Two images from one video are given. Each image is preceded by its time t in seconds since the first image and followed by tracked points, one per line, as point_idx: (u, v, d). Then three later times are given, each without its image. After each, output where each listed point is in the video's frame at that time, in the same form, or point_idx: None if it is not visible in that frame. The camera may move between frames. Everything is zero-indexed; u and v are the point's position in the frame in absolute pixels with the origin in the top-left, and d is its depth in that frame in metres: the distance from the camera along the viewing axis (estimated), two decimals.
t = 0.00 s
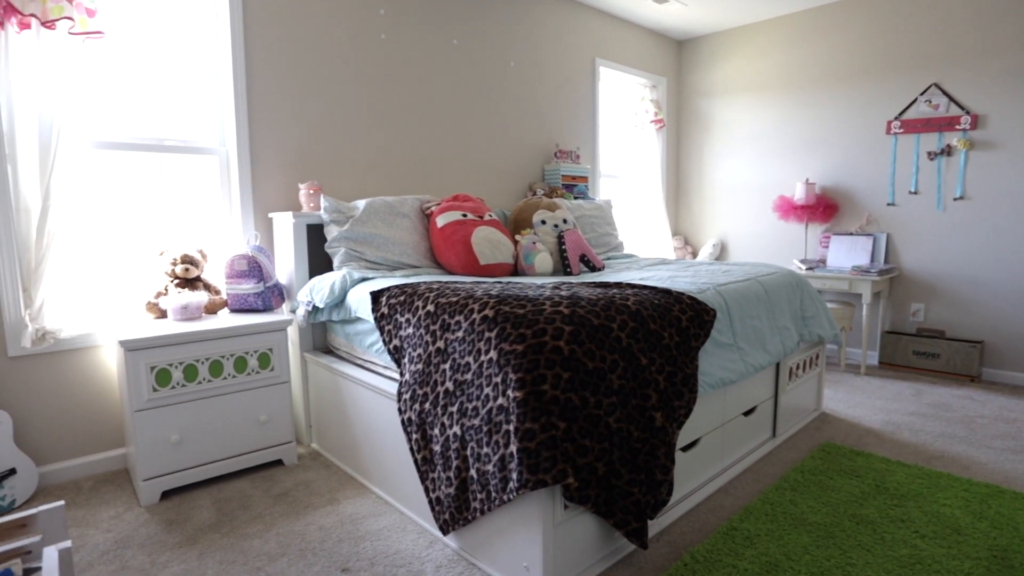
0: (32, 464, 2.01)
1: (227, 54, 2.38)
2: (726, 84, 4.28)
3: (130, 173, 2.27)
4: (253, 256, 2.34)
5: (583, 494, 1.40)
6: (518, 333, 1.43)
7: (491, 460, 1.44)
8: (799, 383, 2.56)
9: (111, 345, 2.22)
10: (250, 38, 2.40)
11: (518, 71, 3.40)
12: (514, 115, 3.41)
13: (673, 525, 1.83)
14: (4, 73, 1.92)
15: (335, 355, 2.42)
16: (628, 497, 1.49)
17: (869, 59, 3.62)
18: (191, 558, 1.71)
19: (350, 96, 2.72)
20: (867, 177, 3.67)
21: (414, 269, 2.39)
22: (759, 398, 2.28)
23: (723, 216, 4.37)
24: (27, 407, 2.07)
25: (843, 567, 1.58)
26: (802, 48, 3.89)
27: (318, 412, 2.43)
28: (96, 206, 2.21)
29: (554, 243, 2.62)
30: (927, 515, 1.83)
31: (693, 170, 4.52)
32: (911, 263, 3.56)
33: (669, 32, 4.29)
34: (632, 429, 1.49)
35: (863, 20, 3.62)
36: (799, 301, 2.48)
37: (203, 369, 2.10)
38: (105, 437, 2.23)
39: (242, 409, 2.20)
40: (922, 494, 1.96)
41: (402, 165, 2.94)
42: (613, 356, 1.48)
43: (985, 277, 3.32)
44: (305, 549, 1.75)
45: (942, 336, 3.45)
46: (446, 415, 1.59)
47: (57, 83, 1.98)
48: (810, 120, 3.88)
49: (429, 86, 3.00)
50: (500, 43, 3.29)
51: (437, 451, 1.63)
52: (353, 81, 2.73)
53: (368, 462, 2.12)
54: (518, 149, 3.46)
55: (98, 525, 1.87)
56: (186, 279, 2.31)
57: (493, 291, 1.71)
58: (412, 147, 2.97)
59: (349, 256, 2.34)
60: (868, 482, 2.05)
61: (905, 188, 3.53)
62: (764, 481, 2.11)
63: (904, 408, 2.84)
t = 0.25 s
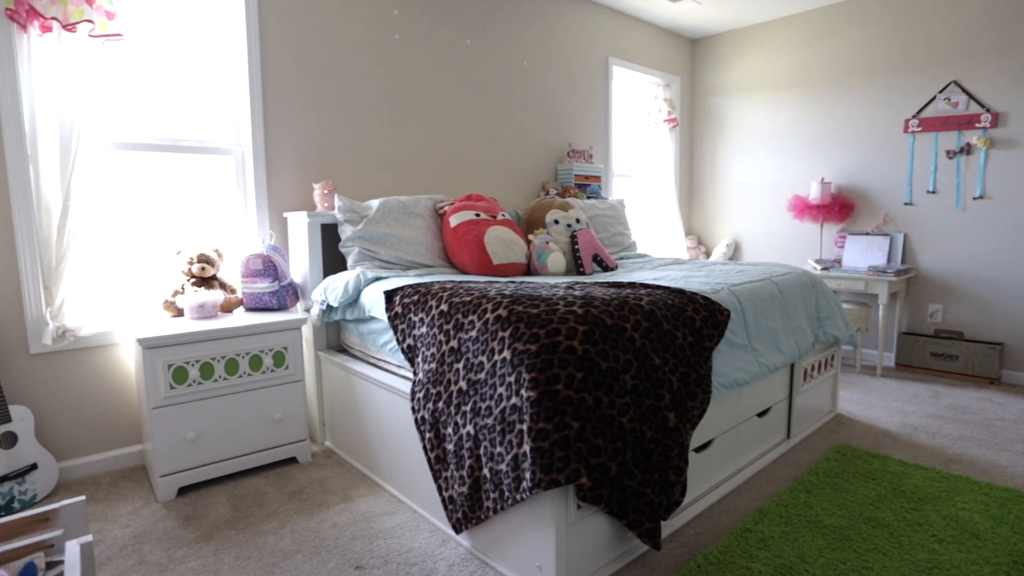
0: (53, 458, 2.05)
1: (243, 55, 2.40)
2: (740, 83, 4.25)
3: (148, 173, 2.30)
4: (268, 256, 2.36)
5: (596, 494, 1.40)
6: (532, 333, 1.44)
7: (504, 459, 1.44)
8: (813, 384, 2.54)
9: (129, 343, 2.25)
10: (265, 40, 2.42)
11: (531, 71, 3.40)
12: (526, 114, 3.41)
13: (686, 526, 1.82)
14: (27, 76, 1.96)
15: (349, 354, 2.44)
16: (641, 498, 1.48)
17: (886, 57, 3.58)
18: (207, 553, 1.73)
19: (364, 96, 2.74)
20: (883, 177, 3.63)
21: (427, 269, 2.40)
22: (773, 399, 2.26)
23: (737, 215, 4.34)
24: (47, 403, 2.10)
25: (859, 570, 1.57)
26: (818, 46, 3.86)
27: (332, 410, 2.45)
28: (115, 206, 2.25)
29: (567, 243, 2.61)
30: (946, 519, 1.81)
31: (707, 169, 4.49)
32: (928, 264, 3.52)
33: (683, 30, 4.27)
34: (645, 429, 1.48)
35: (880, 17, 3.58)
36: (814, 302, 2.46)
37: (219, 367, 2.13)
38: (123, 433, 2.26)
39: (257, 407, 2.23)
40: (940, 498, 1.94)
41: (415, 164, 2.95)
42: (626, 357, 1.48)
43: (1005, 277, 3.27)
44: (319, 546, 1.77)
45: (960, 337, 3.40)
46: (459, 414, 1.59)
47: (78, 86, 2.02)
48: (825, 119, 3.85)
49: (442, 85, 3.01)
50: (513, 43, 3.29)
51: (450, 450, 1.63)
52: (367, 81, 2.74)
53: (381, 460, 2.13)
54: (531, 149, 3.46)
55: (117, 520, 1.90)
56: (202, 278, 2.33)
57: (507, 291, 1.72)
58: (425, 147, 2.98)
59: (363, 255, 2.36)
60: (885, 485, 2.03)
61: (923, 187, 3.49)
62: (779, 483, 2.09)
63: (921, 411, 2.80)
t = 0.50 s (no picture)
0: (72, 453, 2.08)
1: (258, 56, 2.42)
2: (755, 81, 4.22)
3: (165, 172, 2.32)
4: (282, 255, 2.38)
5: (609, 494, 1.40)
6: (545, 332, 1.44)
7: (517, 458, 1.45)
8: (829, 385, 2.52)
9: (146, 340, 2.28)
10: (280, 40, 2.44)
11: (544, 70, 3.40)
12: (539, 113, 3.41)
13: (699, 527, 1.81)
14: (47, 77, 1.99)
15: (362, 352, 2.45)
16: (654, 498, 1.48)
17: (904, 54, 3.53)
18: (223, 549, 1.75)
19: (378, 96, 2.75)
20: (900, 175, 3.59)
21: (440, 268, 2.40)
22: (787, 400, 2.24)
23: (751, 214, 4.31)
24: (67, 399, 2.13)
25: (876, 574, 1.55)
26: (834, 43, 3.81)
27: (345, 408, 2.46)
28: (133, 205, 2.28)
29: (580, 242, 2.61)
30: (965, 523, 1.78)
31: (720, 168, 4.46)
32: (946, 263, 3.47)
33: (697, 28, 4.24)
34: (658, 429, 1.48)
35: (898, 13, 3.54)
36: (829, 302, 2.44)
37: (234, 365, 2.15)
38: (140, 429, 2.29)
39: (271, 405, 2.24)
40: (958, 502, 1.91)
41: (428, 163, 2.96)
42: (640, 356, 1.48)
43: None
44: (333, 543, 1.78)
45: (979, 339, 3.35)
46: (472, 413, 1.60)
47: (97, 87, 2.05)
48: (841, 117, 3.80)
49: (455, 85, 3.02)
50: (526, 41, 3.29)
51: (463, 449, 1.63)
52: (381, 81, 2.75)
53: (393, 458, 2.14)
54: (543, 148, 3.46)
55: (134, 515, 1.93)
56: (218, 277, 2.36)
57: (520, 290, 1.72)
58: (438, 146, 2.99)
59: (376, 254, 2.37)
60: (901, 488, 2.00)
61: (941, 186, 3.44)
62: (793, 485, 2.08)
63: (939, 413, 2.77)
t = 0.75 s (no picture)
0: (91, 450, 2.11)
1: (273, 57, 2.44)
2: (770, 79, 4.19)
3: (181, 172, 2.35)
4: (297, 254, 2.40)
5: (622, 495, 1.39)
6: (558, 332, 1.43)
7: (529, 458, 1.45)
8: (844, 387, 2.49)
9: (162, 338, 2.31)
10: (295, 41, 2.46)
11: (556, 69, 3.39)
12: (552, 112, 3.40)
13: (712, 528, 1.80)
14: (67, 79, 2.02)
15: (375, 351, 2.47)
16: (667, 499, 1.47)
17: (921, 51, 3.48)
18: (237, 545, 1.77)
19: (391, 96, 2.76)
20: (918, 174, 3.54)
21: (452, 267, 2.41)
22: (802, 401, 2.22)
23: (765, 214, 4.28)
24: (85, 396, 2.17)
25: None
26: (850, 41, 3.77)
27: (358, 407, 2.48)
28: (149, 205, 2.30)
29: (592, 242, 2.60)
30: (983, 527, 1.76)
31: (734, 167, 4.43)
32: (965, 264, 3.42)
33: (711, 26, 4.22)
34: (671, 430, 1.47)
35: (916, 10, 3.49)
36: (845, 302, 2.41)
37: (248, 363, 2.17)
38: (156, 426, 2.32)
39: (285, 403, 2.26)
40: (976, 506, 1.88)
41: (440, 163, 2.97)
42: (653, 357, 1.47)
43: None
44: (346, 541, 1.79)
45: (999, 340, 3.30)
46: (485, 412, 1.60)
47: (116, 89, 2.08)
48: (857, 115, 3.76)
49: (468, 84, 3.02)
50: (539, 41, 3.29)
51: (476, 448, 1.64)
52: (394, 81, 2.76)
53: (406, 457, 2.15)
54: (556, 147, 3.45)
55: (151, 511, 1.96)
56: (233, 275, 2.38)
57: (533, 290, 1.72)
58: (451, 145, 2.99)
59: (390, 253, 2.38)
60: (918, 491, 1.98)
61: (960, 185, 3.39)
62: (807, 487, 2.06)
63: (957, 415, 2.73)
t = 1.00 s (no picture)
0: (107, 446, 2.14)
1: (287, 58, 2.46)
2: (783, 77, 4.15)
3: (196, 172, 2.38)
4: (309, 253, 2.42)
5: (633, 496, 1.39)
6: (569, 332, 1.43)
7: (540, 458, 1.45)
8: (858, 388, 2.46)
9: (177, 336, 2.33)
10: (308, 42, 2.47)
11: (568, 68, 3.39)
12: (563, 112, 3.40)
13: (723, 530, 1.79)
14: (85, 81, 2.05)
15: (386, 350, 2.48)
16: (678, 500, 1.46)
17: (938, 49, 3.44)
18: (250, 542, 1.79)
19: (403, 96, 2.77)
20: (935, 173, 3.49)
21: (463, 266, 2.41)
22: (815, 402, 2.20)
23: (778, 214, 4.24)
24: (102, 393, 2.20)
25: None
26: (865, 39, 3.73)
27: (370, 405, 2.49)
28: (165, 204, 2.33)
29: (604, 241, 2.60)
30: (1000, 532, 1.73)
31: (747, 166, 4.40)
32: (983, 264, 3.37)
33: (724, 25, 4.19)
34: (683, 430, 1.47)
35: (933, 7, 3.44)
36: (859, 303, 2.38)
37: (261, 361, 2.19)
38: (171, 423, 2.35)
39: (297, 401, 2.28)
40: (993, 510, 1.86)
41: (452, 163, 2.97)
42: (664, 357, 1.46)
43: None
44: (357, 539, 1.80)
45: (1017, 342, 3.25)
46: (496, 412, 1.60)
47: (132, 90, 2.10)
48: (873, 114, 3.72)
49: (479, 84, 3.02)
50: (551, 40, 3.29)
51: (487, 448, 1.64)
52: (406, 81, 2.77)
53: (417, 455, 2.16)
54: (568, 147, 3.45)
55: (166, 507, 1.98)
56: (246, 274, 2.40)
57: (544, 290, 1.72)
58: (462, 145, 3.00)
59: (401, 253, 2.39)
60: (934, 495, 1.95)
61: (978, 184, 3.34)
62: (820, 489, 2.04)
63: (974, 418, 2.69)
